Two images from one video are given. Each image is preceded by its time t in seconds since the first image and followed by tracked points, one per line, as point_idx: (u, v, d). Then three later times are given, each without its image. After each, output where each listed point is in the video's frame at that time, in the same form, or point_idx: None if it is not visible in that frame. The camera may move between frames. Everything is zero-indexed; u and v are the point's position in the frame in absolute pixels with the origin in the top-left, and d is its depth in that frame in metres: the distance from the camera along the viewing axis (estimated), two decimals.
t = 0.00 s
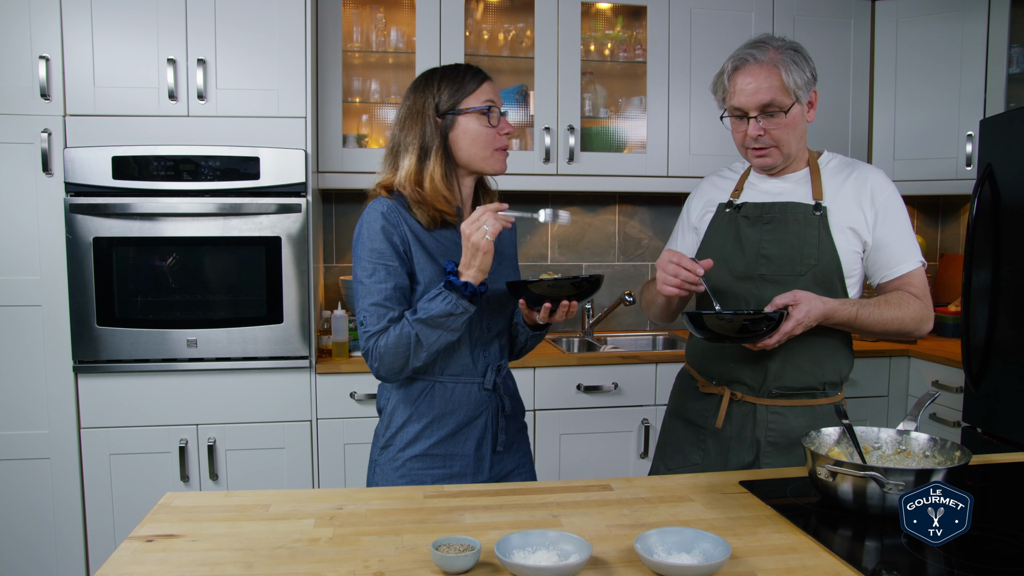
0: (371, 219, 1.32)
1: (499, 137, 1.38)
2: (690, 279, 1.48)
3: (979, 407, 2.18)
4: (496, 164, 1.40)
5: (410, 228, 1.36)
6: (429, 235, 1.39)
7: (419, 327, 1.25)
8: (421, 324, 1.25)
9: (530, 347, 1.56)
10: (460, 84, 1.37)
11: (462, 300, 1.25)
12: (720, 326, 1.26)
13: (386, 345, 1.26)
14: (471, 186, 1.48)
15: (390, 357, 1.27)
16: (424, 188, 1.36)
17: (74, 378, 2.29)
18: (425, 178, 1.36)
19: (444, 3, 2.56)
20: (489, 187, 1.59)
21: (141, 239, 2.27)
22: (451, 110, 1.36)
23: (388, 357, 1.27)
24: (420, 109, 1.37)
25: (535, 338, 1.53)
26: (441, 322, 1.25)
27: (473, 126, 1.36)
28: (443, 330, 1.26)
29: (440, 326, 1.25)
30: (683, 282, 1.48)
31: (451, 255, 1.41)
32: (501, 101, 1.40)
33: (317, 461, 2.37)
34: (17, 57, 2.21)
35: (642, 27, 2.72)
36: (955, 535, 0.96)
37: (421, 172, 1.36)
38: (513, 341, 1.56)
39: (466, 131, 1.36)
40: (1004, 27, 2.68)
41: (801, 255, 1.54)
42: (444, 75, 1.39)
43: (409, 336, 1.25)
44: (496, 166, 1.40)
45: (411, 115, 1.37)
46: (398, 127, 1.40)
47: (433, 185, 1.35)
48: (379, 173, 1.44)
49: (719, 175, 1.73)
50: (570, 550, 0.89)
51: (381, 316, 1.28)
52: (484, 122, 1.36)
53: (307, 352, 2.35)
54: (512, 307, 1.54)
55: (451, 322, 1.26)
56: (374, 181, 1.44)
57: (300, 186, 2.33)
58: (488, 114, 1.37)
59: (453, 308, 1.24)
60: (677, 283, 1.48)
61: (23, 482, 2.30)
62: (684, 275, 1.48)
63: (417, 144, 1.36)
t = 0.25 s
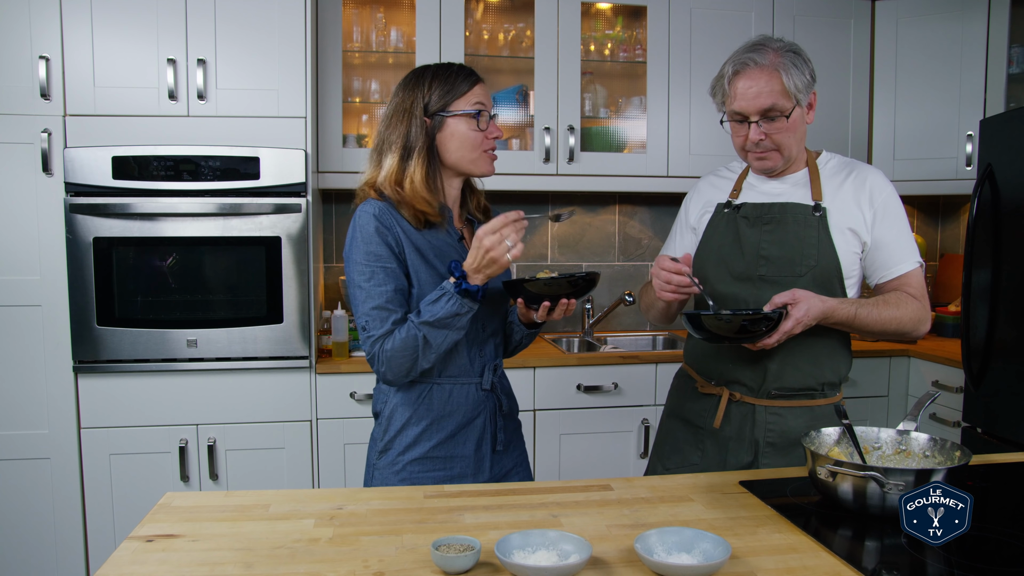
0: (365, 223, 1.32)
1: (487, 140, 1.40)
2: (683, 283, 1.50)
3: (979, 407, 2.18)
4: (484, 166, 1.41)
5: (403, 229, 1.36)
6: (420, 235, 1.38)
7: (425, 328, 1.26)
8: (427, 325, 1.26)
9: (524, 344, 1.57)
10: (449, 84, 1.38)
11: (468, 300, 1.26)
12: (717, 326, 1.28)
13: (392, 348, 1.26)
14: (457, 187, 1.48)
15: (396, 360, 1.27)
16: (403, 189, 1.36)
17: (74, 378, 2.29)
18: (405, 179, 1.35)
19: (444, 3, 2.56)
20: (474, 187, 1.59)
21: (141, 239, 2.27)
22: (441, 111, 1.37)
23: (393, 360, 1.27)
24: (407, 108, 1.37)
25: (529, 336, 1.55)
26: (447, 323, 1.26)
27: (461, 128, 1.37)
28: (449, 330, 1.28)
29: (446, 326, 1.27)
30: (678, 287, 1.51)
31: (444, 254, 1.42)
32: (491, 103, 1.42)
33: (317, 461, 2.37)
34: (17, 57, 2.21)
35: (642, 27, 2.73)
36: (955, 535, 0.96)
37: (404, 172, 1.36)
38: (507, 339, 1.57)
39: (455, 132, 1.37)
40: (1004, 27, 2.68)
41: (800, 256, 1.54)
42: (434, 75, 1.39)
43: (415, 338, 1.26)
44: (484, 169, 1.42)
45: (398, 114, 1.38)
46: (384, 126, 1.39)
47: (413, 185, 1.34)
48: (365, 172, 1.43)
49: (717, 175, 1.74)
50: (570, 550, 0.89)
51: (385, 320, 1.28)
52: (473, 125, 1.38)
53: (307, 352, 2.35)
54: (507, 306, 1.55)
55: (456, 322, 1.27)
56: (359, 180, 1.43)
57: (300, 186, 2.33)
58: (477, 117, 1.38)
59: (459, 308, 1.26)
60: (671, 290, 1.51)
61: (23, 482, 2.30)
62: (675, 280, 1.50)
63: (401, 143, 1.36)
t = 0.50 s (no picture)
0: (365, 224, 1.31)
1: (488, 138, 1.41)
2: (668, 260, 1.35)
3: (979, 407, 2.18)
4: (484, 164, 1.43)
5: (404, 231, 1.36)
6: (423, 238, 1.39)
7: (424, 334, 1.26)
8: (425, 332, 1.26)
9: (518, 343, 1.55)
10: (449, 83, 1.38)
11: (466, 308, 1.26)
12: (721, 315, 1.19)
13: (390, 353, 1.26)
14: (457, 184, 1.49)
15: (393, 364, 1.27)
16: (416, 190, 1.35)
17: (74, 378, 2.29)
18: (418, 180, 1.35)
19: (444, 3, 2.56)
20: (469, 185, 1.59)
21: (141, 239, 2.27)
22: (444, 111, 1.36)
23: (391, 364, 1.27)
24: (411, 108, 1.36)
25: (525, 336, 1.53)
26: (446, 330, 1.26)
27: (465, 127, 1.38)
28: (447, 336, 1.28)
29: (446, 332, 1.27)
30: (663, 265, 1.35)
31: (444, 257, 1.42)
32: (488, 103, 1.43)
33: (317, 461, 2.37)
34: (17, 57, 2.21)
35: (642, 27, 2.73)
36: (955, 535, 0.96)
37: (410, 173, 1.35)
38: (503, 337, 1.55)
39: (457, 132, 1.37)
40: (1004, 27, 2.68)
41: (799, 257, 1.53)
42: (434, 74, 1.39)
43: (413, 344, 1.26)
44: (485, 167, 1.43)
45: (401, 114, 1.36)
46: (385, 126, 1.38)
47: (425, 185, 1.34)
48: (363, 173, 1.42)
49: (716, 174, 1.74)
50: (570, 550, 0.89)
51: (382, 324, 1.28)
52: (474, 125, 1.38)
53: (307, 352, 2.35)
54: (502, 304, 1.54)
55: (455, 329, 1.27)
56: (358, 181, 1.42)
57: (300, 186, 2.33)
58: (478, 116, 1.39)
59: (458, 316, 1.26)
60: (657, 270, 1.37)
61: (23, 482, 2.30)
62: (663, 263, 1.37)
63: (408, 144, 1.35)
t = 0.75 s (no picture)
0: (366, 224, 1.31)
1: (487, 139, 1.41)
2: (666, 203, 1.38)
3: (980, 407, 2.18)
4: (483, 165, 1.42)
5: (405, 232, 1.36)
6: (423, 239, 1.39)
7: (423, 337, 1.26)
8: (424, 335, 1.26)
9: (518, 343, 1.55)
10: (448, 83, 1.38)
11: (464, 310, 1.26)
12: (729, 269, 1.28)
13: (389, 355, 1.26)
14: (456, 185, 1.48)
15: (393, 366, 1.27)
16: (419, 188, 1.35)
17: (74, 378, 2.29)
18: (420, 179, 1.35)
19: (444, 3, 2.56)
20: (467, 185, 1.59)
21: (141, 239, 2.27)
22: (443, 110, 1.37)
23: (391, 367, 1.27)
24: (410, 107, 1.37)
25: (525, 337, 1.53)
26: (445, 333, 1.26)
27: (464, 126, 1.37)
28: (447, 338, 1.27)
29: (445, 335, 1.27)
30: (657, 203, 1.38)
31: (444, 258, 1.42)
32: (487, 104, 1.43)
33: (317, 461, 2.37)
34: (17, 57, 2.21)
35: (642, 27, 2.73)
36: (955, 535, 0.96)
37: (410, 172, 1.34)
38: (502, 338, 1.55)
39: (456, 132, 1.37)
40: (1004, 27, 2.68)
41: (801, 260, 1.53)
42: (433, 73, 1.39)
43: (412, 347, 1.26)
44: (485, 168, 1.43)
45: (402, 113, 1.37)
46: (385, 125, 1.38)
47: (429, 184, 1.35)
48: (362, 173, 1.41)
49: (720, 170, 1.75)
50: (570, 550, 0.89)
51: (382, 325, 1.28)
52: (473, 125, 1.38)
53: (307, 352, 2.35)
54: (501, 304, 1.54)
55: (455, 332, 1.27)
56: (357, 181, 1.41)
57: (300, 186, 2.33)
58: (477, 116, 1.39)
59: (457, 319, 1.26)
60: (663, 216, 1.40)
61: (23, 482, 2.30)
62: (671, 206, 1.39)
63: (408, 143, 1.35)
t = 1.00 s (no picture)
0: (364, 222, 1.31)
1: (484, 138, 1.41)
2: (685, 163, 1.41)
3: (980, 406, 2.18)
4: (481, 164, 1.42)
5: (404, 230, 1.36)
6: (421, 236, 1.39)
7: (419, 337, 1.26)
8: (421, 334, 1.25)
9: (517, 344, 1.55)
10: (445, 81, 1.38)
11: (462, 312, 1.26)
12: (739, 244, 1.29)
13: (384, 353, 1.26)
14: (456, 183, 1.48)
15: (388, 364, 1.27)
16: (412, 186, 1.35)
17: (74, 378, 2.29)
18: (414, 176, 1.35)
19: (444, 3, 2.56)
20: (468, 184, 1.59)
21: (141, 239, 2.27)
22: (439, 109, 1.37)
23: (386, 365, 1.27)
24: (407, 105, 1.37)
25: (525, 337, 1.53)
26: (442, 333, 1.26)
27: (460, 125, 1.37)
28: (443, 338, 1.27)
29: (442, 335, 1.26)
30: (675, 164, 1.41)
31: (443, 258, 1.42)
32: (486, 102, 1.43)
33: (317, 461, 2.37)
34: (17, 57, 2.21)
35: (642, 27, 2.73)
36: (955, 535, 0.96)
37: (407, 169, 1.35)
38: (502, 338, 1.55)
39: (452, 130, 1.37)
40: (1004, 26, 2.68)
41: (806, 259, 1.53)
42: (431, 71, 1.40)
43: (408, 346, 1.26)
44: (483, 166, 1.43)
45: (398, 110, 1.37)
46: (383, 123, 1.39)
47: (421, 181, 1.35)
48: (361, 171, 1.42)
49: (722, 167, 1.72)
50: (570, 551, 0.89)
51: (377, 323, 1.28)
52: (470, 123, 1.38)
53: (307, 352, 2.35)
54: (501, 305, 1.54)
55: (451, 332, 1.27)
56: (356, 179, 1.42)
57: (300, 186, 2.33)
58: (474, 114, 1.39)
59: (454, 319, 1.25)
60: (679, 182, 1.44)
61: (23, 482, 2.30)
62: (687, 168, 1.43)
63: (405, 140, 1.35)
